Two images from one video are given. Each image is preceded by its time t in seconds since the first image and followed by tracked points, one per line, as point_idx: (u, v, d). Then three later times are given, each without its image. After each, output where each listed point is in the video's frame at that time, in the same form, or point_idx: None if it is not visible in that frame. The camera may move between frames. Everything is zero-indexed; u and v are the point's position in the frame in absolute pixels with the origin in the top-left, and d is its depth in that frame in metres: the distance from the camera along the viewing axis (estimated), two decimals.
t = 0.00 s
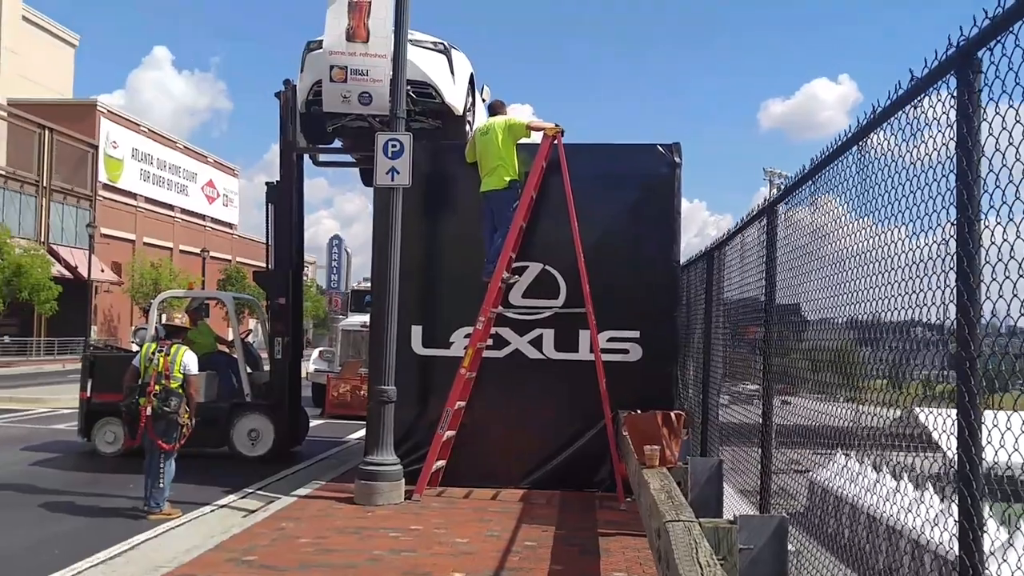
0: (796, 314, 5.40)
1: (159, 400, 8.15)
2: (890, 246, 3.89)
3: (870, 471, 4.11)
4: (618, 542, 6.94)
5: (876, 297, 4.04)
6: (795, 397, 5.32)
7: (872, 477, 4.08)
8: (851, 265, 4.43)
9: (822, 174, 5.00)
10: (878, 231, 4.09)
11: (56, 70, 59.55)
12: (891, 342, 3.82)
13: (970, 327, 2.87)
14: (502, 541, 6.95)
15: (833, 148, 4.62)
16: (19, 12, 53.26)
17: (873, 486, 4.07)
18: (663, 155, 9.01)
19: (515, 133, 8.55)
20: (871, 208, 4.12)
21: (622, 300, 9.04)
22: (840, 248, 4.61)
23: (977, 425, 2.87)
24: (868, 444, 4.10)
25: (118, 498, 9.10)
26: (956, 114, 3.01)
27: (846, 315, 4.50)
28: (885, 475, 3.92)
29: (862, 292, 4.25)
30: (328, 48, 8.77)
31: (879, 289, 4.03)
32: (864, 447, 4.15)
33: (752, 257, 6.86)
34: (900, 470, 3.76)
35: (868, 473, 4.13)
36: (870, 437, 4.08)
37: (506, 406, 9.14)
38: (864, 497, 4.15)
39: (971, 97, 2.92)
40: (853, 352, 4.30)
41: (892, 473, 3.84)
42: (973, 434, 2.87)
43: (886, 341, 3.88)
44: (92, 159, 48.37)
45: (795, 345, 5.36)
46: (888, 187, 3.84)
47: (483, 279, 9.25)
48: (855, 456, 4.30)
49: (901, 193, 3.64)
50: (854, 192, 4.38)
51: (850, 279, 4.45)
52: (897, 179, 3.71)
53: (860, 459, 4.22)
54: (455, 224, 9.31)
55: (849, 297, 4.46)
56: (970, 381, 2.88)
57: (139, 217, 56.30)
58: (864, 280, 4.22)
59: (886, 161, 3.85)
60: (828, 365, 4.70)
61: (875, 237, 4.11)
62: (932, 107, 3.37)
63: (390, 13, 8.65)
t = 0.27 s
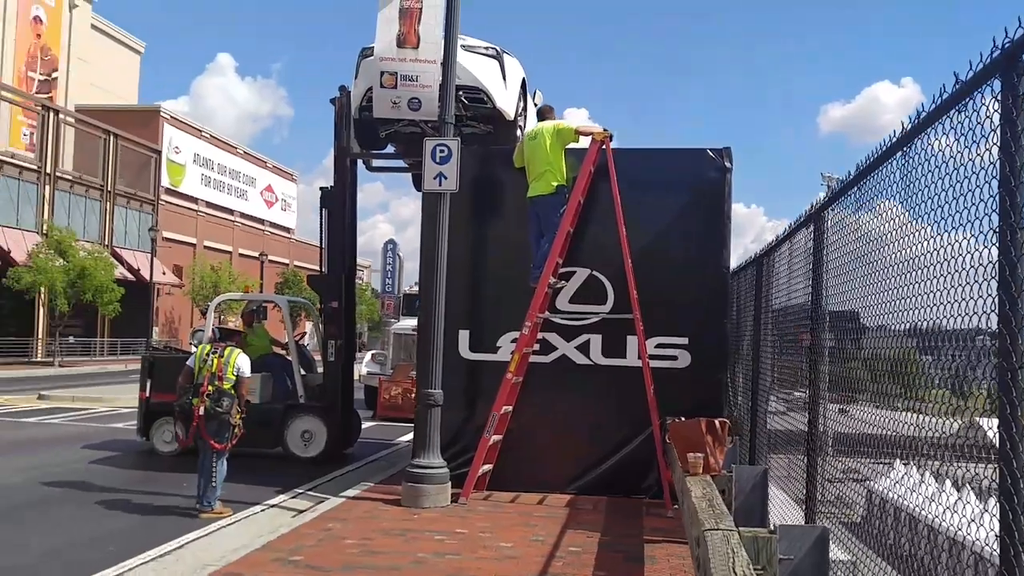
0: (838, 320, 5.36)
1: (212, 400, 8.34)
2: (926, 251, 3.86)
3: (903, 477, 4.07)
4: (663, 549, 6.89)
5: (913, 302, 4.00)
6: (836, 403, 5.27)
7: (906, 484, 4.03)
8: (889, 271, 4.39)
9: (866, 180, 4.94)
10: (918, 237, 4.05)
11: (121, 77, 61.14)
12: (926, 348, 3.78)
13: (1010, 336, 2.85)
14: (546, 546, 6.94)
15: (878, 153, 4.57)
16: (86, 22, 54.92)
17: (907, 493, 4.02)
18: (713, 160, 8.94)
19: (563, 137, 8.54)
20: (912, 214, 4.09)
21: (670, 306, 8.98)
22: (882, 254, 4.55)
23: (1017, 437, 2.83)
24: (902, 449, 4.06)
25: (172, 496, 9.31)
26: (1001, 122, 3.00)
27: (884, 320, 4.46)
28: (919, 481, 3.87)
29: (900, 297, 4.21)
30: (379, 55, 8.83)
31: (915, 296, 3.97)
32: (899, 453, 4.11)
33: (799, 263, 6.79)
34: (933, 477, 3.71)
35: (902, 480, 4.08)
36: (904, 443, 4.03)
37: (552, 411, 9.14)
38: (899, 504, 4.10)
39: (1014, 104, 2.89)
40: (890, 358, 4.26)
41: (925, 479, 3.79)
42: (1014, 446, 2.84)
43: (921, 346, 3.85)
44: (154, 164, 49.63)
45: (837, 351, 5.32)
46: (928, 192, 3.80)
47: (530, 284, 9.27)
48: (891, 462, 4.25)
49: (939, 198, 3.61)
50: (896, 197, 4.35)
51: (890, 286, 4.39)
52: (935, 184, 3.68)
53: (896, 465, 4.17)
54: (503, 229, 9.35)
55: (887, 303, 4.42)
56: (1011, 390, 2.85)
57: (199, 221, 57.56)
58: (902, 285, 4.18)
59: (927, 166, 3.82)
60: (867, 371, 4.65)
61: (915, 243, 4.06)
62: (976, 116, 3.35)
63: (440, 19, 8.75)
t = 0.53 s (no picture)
0: (865, 319, 5.30)
1: (241, 398, 8.38)
2: (952, 249, 3.81)
3: (929, 477, 4.02)
4: (689, 550, 6.84)
5: (939, 301, 3.95)
6: (863, 402, 5.21)
7: (931, 484, 3.98)
8: (915, 269, 4.34)
9: (894, 176, 4.86)
10: (945, 234, 3.97)
11: (158, 78, 61.96)
12: (953, 347, 3.72)
13: None
14: (572, 545, 6.92)
15: (907, 149, 4.50)
16: (124, 24, 55.74)
17: (932, 493, 3.97)
18: (743, 158, 8.85)
19: (591, 136, 8.50)
20: (939, 211, 4.04)
21: (699, 305, 8.90)
22: (909, 251, 4.47)
23: None
24: (927, 449, 4.00)
25: (203, 493, 9.41)
26: None
27: (910, 319, 4.40)
28: (944, 481, 3.81)
29: (927, 295, 4.16)
30: (408, 55, 8.81)
31: (944, 294, 3.89)
32: (924, 453, 4.06)
33: (828, 261, 6.70)
34: (958, 477, 3.66)
35: (928, 480, 4.03)
36: (929, 443, 3.98)
37: (580, 411, 9.10)
38: (925, 504, 4.04)
39: None
40: (914, 356, 4.22)
41: (951, 479, 3.74)
42: None
43: (947, 345, 3.79)
44: (190, 164, 50.27)
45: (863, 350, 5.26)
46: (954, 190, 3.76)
47: (557, 283, 9.24)
48: (916, 462, 4.19)
49: (964, 195, 3.56)
50: (922, 195, 4.30)
51: (917, 283, 4.32)
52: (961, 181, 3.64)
53: (922, 465, 4.12)
54: (531, 228, 9.33)
55: (913, 301, 4.36)
56: None
57: (234, 220, 58.21)
58: (929, 284, 4.13)
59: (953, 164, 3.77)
60: (892, 370, 4.60)
61: (942, 240, 3.99)
62: (1003, 109, 3.27)
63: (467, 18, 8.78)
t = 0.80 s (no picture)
0: (868, 316, 5.28)
1: (245, 400, 8.38)
2: (953, 245, 3.79)
3: (935, 474, 4.00)
4: (694, 550, 6.82)
5: (943, 300, 3.93)
6: (867, 399, 5.19)
7: (938, 481, 3.96)
8: (918, 265, 4.31)
9: (896, 172, 4.83)
10: (947, 231, 3.94)
11: (163, 81, 62.09)
12: (956, 344, 3.70)
13: None
14: (576, 545, 6.90)
15: (909, 145, 4.47)
16: (127, 27, 55.83)
17: (938, 492, 3.95)
18: (745, 156, 8.82)
19: (592, 134, 8.48)
20: (941, 207, 4.02)
21: (703, 303, 8.88)
22: (912, 248, 4.44)
23: None
24: (932, 447, 3.98)
25: (209, 494, 9.42)
26: None
27: (913, 315, 4.39)
28: (950, 479, 3.79)
29: (929, 293, 4.14)
30: (407, 56, 8.84)
31: (948, 291, 3.86)
32: (929, 451, 4.04)
33: (831, 259, 6.67)
34: (964, 475, 3.64)
35: (934, 478, 4.01)
36: (934, 441, 3.96)
37: (584, 410, 9.08)
38: (931, 501, 4.02)
39: None
40: (918, 354, 4.20)
41: (957, 477, 3.72)
42: None
43: (951, 342, 3.77)
44: (194, 166, 50.35)
45: (866, 347, 5.24)
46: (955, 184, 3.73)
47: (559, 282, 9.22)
48: (922, 460, 4.17)
49: (966, 192, 3.54)
50: (923, 190, 4.28)
51: (920, 281, 4.29)
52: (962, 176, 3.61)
53: (927, 463, 4.10)
54: (534, 227, 9.31)
55: (916, 297, 4.34)
56: None
57: (238, 222, 58.29)
58: (931, 280, 4.11)
59: (954, 159, 3.75)
60: (896, 368, 4.58)
61: (944, 237, 3.96)
62: (1003, 105, 3.24)
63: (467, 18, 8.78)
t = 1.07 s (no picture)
0: (862, 320, 5.29)
1: (241, 407, 8.37)
2: (946, 250, 3.81)
3: (930, 478, 4.01)
4: (689, 555, 6.82)
5: (936, 304, 3.95)
6: (861, 403, 5.20)
7: (933, 486, 3.97)
8: (912, 270, 4.33)
9: (888, 177, 4.85)
10: (939, 236, 3.96)
11: (158, 87, 62.08)
12: (949, 349, 3.71)
13: None
14: (571, 551, 6.90)
15: (901, 150, 4.49)
16: (122, 33, 55.85)
17: (933, 496, 3.96)
18: (739, 161, 8.84)
19: (587, 140, 8.47)
20: (933, 212, 4.04)
21: (698, 307, 8.89)
22: (905, 253, 4.45)
23: None
24: (927, 451, 3.99)
25: (204, 500, 9.40)
26: None
27: (906, 319, 4.40)
28: (945, 482, 3.80)
29: (922, 297, 4.15)
30: (401, 61, 8.88)
31: (941, 295, 3.87)
32: (924, 455, 4.05)
33: (825, 263, 6.69)
34: (959, 479, 3.65)
35: (929, 482, 4.02)
36: (929, 445, 3.97)
37: (579, 415, 9.09)
38: (926, 505, 4.03)
39: None
40: (912, 358, 4.21)
41: (952, 481, 3.73)
42: None
43: (944, 347, 3.78)
44: (190, 172, 50.33)
45: (860, 351, 5.26)
46: (948, 190, 3.76)
47: (554, 287, 9.23)
48: (916, 464, 4.18)
49: (958, 197, 3.56)
50: (916, 195, 4.30)
51: (914, 284, 4.30)
52: (954, 182, 3.63)
53: (922, 467, 4.11)
54: (528, 232, 9.32)
55: (909, 302, 4.36)
56: None
57: (234, 227, 58.25)
58: (924, 285, 4.12)
59: (946, 165, 3.77)
60: (889, 372, 4.59)
61: (936, 242, 3.97)
62: (994, 111, 3.26)
63: (461, 24, 8.84)
